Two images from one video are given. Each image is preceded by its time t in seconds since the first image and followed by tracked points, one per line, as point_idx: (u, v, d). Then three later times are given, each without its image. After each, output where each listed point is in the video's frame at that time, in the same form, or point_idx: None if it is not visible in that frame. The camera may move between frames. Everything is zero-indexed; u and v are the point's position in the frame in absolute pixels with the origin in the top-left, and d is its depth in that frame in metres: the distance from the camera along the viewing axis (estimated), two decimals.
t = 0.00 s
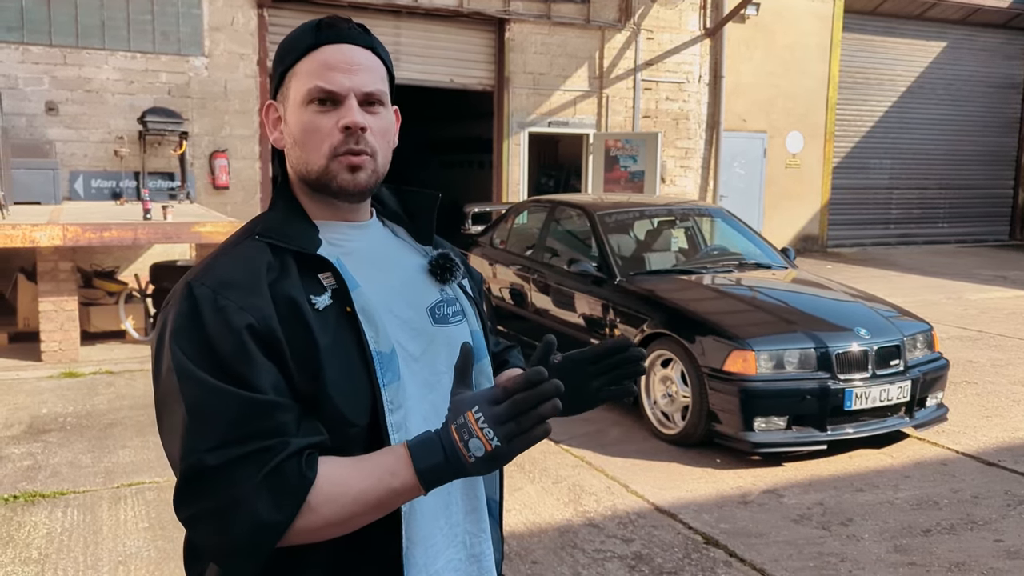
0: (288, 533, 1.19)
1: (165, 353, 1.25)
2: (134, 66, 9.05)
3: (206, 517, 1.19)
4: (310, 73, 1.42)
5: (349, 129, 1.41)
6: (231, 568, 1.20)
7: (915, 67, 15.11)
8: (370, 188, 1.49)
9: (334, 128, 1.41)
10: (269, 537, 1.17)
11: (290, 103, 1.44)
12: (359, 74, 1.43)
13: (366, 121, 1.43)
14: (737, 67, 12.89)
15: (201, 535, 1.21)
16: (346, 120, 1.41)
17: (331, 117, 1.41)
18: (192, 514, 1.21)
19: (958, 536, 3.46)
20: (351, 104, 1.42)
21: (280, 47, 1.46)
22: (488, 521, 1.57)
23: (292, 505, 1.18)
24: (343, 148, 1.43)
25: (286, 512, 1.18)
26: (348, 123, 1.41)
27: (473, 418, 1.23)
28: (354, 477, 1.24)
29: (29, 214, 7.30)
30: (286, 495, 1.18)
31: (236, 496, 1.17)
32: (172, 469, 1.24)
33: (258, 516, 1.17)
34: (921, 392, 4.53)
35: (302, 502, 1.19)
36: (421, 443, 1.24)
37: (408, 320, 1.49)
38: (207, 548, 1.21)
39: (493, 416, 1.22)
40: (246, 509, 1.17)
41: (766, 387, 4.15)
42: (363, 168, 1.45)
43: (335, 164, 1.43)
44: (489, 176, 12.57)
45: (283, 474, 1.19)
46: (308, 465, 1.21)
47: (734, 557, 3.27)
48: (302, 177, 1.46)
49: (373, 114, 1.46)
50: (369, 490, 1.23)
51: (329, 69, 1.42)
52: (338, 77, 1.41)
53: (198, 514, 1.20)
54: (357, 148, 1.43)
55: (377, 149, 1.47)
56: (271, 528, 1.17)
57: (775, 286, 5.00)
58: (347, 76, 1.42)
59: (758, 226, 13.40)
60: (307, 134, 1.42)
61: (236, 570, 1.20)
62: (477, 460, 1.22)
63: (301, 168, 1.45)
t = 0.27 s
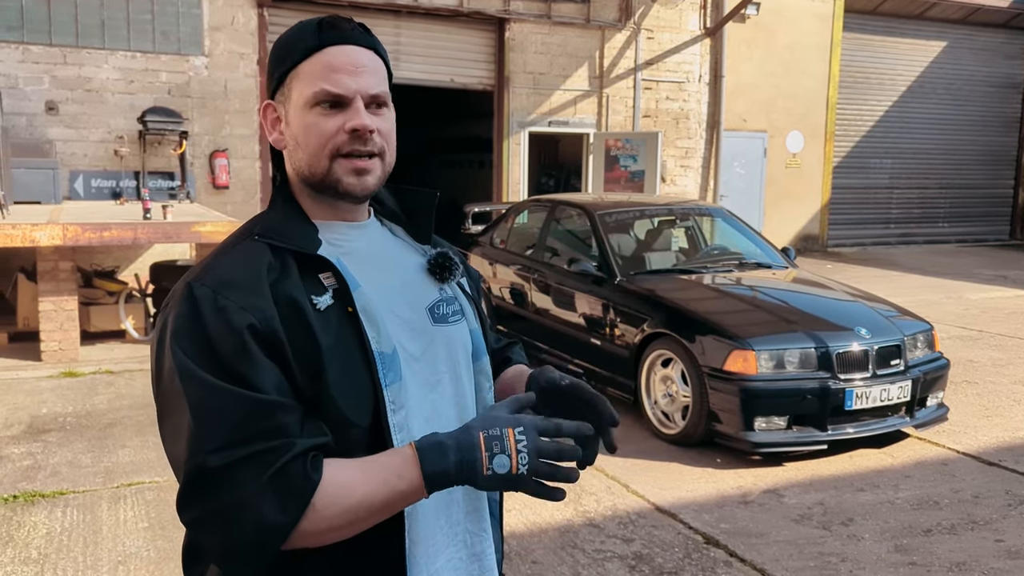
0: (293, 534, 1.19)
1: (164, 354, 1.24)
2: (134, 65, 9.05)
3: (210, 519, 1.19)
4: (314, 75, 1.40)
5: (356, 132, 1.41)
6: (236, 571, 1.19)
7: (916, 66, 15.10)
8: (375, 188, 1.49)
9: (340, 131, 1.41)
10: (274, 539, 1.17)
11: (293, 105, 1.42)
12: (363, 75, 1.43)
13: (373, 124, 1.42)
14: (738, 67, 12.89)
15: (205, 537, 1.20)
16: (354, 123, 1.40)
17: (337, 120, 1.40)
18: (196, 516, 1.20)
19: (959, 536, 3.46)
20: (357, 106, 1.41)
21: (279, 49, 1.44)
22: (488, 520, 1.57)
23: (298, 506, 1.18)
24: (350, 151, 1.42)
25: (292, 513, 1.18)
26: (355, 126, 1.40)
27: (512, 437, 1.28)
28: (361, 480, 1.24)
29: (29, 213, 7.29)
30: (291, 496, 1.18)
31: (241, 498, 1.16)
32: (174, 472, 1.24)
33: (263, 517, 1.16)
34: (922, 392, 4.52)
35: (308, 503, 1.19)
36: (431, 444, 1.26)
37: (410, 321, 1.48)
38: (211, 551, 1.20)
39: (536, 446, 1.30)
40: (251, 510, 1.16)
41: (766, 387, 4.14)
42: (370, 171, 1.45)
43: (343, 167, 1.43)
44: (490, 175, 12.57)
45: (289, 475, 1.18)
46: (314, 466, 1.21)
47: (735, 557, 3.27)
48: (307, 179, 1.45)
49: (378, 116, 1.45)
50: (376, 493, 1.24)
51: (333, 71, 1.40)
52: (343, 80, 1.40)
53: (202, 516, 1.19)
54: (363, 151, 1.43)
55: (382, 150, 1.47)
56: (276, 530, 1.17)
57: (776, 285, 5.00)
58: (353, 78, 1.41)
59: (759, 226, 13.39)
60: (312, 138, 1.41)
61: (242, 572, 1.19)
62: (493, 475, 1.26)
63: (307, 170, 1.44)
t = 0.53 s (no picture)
0: (300, 529, 1.19)
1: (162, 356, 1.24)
2: (134, 65, 9.05)
3: (217, 517, 1.18)
4: (321, 81, 1.39)
5: (365, 139, 1.41)
6: (244, 568, 1.19)
7: (916, 66, 15.09)
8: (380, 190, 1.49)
9: (348, 139, 1.41)
10: (281, 534, 1.17)
11: (296, 111, 1.41)
12: (368, 81, 1.43)
13: (380, 131, 1.43)
14: (738, 67, 12.88)
15: (210, 536, 1.20)
16: (363, 130, 1.41)
17: (345, 128, 1.40)
18: (203, 515, 1.20)
19: (959, 535, 3.46)
20: (365, 113, 1.41)
21: (276, 52, 1.41)
22: (489, 517, 1.56)
23: (303, 500, 1.19)
24: (359, 158, 1.43)
25: (298, 508, 1.18)
26: (364, 135, 1.40)
27: (511, 415, 1.31)
28: (366, 474, 1.24)
29: (29, 213, 7.29)
30: (297, 491, 1.18)
31: (247, 495, 1.16)
32: (175, 471, 1.23)
33: (269, 513, 1.17)
34: (922, 392, 4.52)
35: (313, 498, 1.19)
36: (434, 436, 1.26)
37: (408, 322, 1.48)
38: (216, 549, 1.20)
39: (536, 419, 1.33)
40: (257, 507, 1.16)
41: (766, 387, 4.14)
42: (378, 174, 1.46)
43: (351, 172, 1.43)
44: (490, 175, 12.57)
45: (293, 470, 1.19)
46: (319, 460, 1.22)
47: (734, 556, 3.27)
48: (311, 183, 1.44)
49: (382, 120, 1.46)
50: (381, 487, 1.24)
51: (340, 78, 1.40)
52: (351, 87, 1.40)
53: (206, 515, 1.19)
54: (372, 157, 1.44)
55: (386, 155, 1.47)
56: (283, 524, 1.17)
57: (776, 285, 4.99)
58: (360, 85, 1.41)
59: (759, 226, 13.39)
60: (320, 144, 1.41)
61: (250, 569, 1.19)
62: (498, 456, 1.28)
63: (313, 176, 1.44)
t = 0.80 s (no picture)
0: (296, 518, 1.19)
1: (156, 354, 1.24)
2: (134, 65, 9.05)
3: (212, 508, 1.18)
4: (319, 79, 1.39)
5: (369, 132, 1.41)
6: (240, 559, 1.18)
7: (916, 66, 15.09)
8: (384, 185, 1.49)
9: (352, 134, 1.41)
10: (277, 523, 1.17)
11: (297, 111, 1.40)
12: (364, 75, 1.43)
13: (382, 123, 1.44)
14: (738, 67, 12.87)
15: (205, 529, 1.19)
16: (366, 123, 1.41)
17: (347, 123, 1.40)
18: (198, 507, 1.19)
19: (959, 535, 3.46)
20: (366, 106, 1.42)
21: (270, 52, 1.40)
22: (489, 518, 1.56)
23: (299, 487, 1.18)
24: (363, 152, 1.43)
25: (293, 495, 1.18)
26: (368, 127, 1.41)
27: (505, 396, 1.33)
28: (362, 462, 1.23)
29: (29, 213, 7.30)
30: (291, 478, 1.18)
31: (240, 485, 1.16)
32: (171, 467, 1.23)
33: (263, 501, 1.16)
34: (922, 392, 4.52)
35: (309, 485, 1.19)
36: (430, 420, 1.26)
37: (404, 321, 1.48)
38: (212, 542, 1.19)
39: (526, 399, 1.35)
40: (252, 495, 1.16)
41: (766, 387, 4.14)
42: (382, 167, 1.46)
43: (357, 167, 1.43)
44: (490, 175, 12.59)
45: (286, 458, 1.18)
46: (313, 448, 1.21)
47: (735, 556, 3.27)
48: (315, 182, 1.44)
49: (381, 113, 1.46)
50: (377, 475, 1.23)
51: (337, 74, 1.40)
52: (351, 82, 1.40)
53: (202, 508, 1.19)
54: (375, 150, 1.44)
55: (388, 148, 1.48)
56: (278, 512, 1.16)
57: (776, 285, 4.99)
58: (357, 79, 1.41)
59: (759, 226, 13.38)
60: (325, 142, 1.40)
61: (247, 559, 1.18)
62: (496, 437, 1.29)
63: (318, 174, 1.43)
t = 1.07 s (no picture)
0: (297, 495, 1.18)
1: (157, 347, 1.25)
2: (134, 65, 9.06)
3: (214, 491, 1.18)
4: (331, 72, 1.40)
5: (384, 123, 1.43)
6: (242, 539, 1.19)
7: (917, 66, 15.09)
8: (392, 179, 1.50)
9: (369, 125, 1.41)
10: (278, 500, 1.17)
11: (311, 105, 1.40)
12: (372, 69, 1.45)
13: (393, 113, 1.45)
14: (738, 67, 12.87)
15: (209, 513, 1.20)
16: (382, 114, 1.42)
17: (363, 114, 1.41)
18: (202, 490, 1.20)
19: (959, 535, 3.46)
20: (377, 97, 1.43)
21: (277, 50, 1.40)
22: (491, 511, 1.56)
23: (298, 462, 1.18)
24: (378, 144, 1.44)
25: (293, 471, 1.18)
26: (384, 118, 1.42)
27: (493, 350, 1.30)
28: (357, 431, 1.22)
29: (30, 213, 7.30)
30: (290, 455, 1.18)
31: (240, 467, 1.16)
32: (174, 455, 1.23)
33: (264, 479, 1.16)
34: (922, 392, 4.52)
35: (308, 459, 1.19)
36: (420, 385, 1.24)
37: (408, 312, 1.49)
38: (216, 525, 1.20)
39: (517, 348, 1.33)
40: (252, 473, 1.16)
41: (766, 387, 4.14)
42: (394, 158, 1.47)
43: (372, 159, 1.44)
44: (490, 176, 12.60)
45: (284, 436, 1.18)
46: (310, 425, 1.21)
47: (735, 556, 3.27)
48: (329, 178, 1.44)
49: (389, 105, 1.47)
50: (374, 444, 1.22)
51: (348, 67, 1.41)
52: (362, 74, 1.42)
53: (206, 491, 1.19)
54: (388, 140, 1.46)
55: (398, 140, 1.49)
56: (279, 488, 1.16)
57: (776, 285, 4.99)
58: (367, 72, 1.43)
59: (759, 226, 13.38)
60: (343, 135, 1.41)
61: (251, 537, 1.18)
62: (491, 392, 1.26)
63: (334, 168, 1.43)
